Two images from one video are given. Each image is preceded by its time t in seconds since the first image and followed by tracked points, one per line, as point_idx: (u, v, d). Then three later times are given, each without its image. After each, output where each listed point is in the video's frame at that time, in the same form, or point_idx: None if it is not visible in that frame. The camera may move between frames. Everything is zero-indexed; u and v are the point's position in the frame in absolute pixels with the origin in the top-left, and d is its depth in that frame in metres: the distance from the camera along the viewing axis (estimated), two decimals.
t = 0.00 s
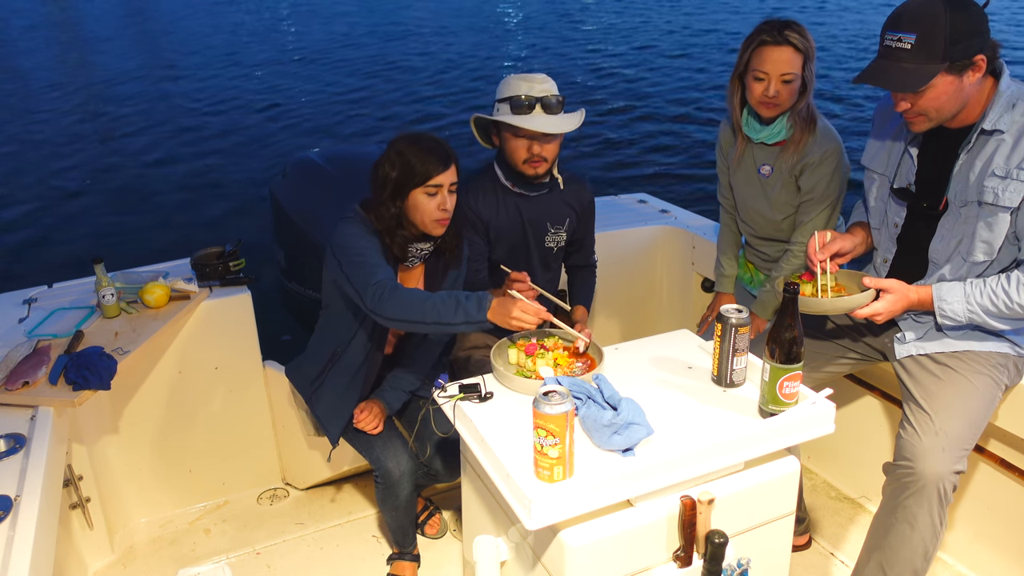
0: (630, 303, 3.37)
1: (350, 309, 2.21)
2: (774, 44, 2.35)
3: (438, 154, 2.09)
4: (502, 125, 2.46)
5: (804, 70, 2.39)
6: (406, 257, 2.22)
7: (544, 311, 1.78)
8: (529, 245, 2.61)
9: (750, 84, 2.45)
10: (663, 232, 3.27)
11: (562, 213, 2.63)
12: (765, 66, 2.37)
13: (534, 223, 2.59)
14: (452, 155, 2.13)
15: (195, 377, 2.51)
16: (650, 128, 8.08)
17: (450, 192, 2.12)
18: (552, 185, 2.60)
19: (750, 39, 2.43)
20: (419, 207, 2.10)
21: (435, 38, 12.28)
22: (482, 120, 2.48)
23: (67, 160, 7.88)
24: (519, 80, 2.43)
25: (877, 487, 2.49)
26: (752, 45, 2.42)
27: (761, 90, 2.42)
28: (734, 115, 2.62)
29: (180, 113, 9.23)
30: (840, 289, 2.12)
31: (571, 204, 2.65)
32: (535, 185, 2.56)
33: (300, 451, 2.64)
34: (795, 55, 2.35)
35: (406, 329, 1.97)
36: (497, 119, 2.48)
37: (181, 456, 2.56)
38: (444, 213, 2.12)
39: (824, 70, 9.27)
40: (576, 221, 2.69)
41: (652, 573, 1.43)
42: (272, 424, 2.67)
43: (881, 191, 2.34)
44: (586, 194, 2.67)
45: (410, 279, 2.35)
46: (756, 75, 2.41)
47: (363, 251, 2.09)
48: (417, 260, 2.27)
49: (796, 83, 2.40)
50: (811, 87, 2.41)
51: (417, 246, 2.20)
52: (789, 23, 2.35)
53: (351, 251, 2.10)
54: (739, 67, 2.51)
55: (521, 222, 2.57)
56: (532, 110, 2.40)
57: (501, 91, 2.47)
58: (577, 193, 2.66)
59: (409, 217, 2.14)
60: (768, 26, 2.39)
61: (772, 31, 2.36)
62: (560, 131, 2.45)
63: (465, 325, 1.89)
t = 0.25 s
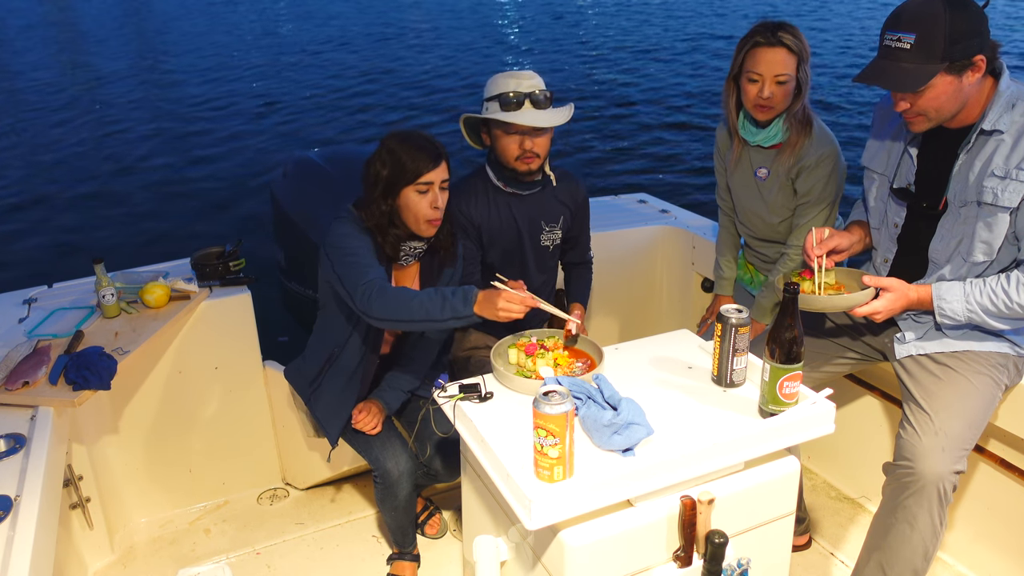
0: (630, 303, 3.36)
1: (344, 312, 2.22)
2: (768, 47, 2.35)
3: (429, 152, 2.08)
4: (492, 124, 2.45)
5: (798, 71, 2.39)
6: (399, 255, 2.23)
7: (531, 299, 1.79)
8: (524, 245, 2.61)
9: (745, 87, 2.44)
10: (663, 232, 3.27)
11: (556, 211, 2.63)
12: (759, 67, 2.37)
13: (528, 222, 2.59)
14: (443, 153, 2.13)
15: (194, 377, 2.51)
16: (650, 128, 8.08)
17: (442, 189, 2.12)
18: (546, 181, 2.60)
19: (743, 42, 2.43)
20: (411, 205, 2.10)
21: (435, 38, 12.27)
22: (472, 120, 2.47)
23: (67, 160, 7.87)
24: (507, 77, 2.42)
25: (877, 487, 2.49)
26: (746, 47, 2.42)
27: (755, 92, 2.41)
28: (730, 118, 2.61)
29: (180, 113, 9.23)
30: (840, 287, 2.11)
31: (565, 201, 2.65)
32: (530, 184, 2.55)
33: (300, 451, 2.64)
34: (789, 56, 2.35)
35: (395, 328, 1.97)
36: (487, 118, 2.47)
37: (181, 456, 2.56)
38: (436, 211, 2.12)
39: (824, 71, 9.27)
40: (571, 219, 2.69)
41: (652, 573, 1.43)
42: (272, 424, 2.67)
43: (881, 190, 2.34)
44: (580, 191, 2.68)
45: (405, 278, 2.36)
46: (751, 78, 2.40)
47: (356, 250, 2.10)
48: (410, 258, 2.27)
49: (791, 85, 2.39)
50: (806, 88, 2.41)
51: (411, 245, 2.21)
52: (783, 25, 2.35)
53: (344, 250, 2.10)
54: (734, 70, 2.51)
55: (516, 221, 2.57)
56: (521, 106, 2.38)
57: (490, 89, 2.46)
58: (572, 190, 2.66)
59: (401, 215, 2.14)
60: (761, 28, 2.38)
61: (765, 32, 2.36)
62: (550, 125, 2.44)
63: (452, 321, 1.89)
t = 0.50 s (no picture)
0: (630, 303, 3.36)
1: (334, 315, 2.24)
2: (765, 48, 2.35)
3: (421, 150, 2.08)
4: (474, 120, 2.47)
5: (796, 71, 2.39)
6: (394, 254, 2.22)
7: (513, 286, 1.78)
8: (519, 245, 2.60)
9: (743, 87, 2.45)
10: (663, 232, 3.27)
11: (550, 209, 2.63)
12: (757, 66, 2.37)
13: (523, 222, 2.59)
14: (436, 150, 2.13)
15: (194, 377, 2.51)
16: (650, 128, 8.08)
17: (435, 188, 2.12)
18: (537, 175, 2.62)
19: (741, 42, 2.43)
20: (404, 203, 2.10)
21: (434, 38, 12.27)
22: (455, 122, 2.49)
23: (67, 159, 7.87)
24: (479, 75, 2.45)
25: (877, 486, 2.49)
26: (743, 47, 2.43)
27: (754, 91, 2.41)
28: (729, 118, 2.62)
29: (179, 113, 9.23)
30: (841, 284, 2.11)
31: (558, 198, 2.65)
32: (522, 178, 2.56)
33: (300, 452, 2.64)
34: (786, 56, 2.35)
35: (380, 328, 1.97)
36: (470, 117, 2.50)
37: (181, 457, 2.56)
38: (429, 209, 2.12)
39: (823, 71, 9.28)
40: (567, 216, 2.69)
41: (652, 573, 1.43)
42: (272, 424, 2.67)
43: (882, 190, 2.35)
44: (573, 187, 2.68)
45: (403, 277, 2.38)
46: (749, 78, 2.41)
47: (346, 251, 2.10)
48: (406, 257, 2.27)
49: (789, 85, 2.39)
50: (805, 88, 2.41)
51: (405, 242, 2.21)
52: (780, 24, 2.35)
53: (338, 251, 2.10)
54: (733, 70, 2.51)
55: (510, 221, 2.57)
56: (497, 97, 2.39)
57: (466, 91, 2.50)
58: (566, 187, 2.67)
59: (395, 213, 2.14)
60: (759, 28, 2.39)
61: (762, 32, 2.36)
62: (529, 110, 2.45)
63: (434, 317, 1.87)
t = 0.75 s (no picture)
0: (630, 303, 3.36)
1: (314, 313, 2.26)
2: (767, 46, 2.36)
3: (413, 150, 2.09)
4: (465, 118, 2.48)
5: (798, 68, 2.39)
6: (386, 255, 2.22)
7: (480, 284, 1.77)
8: (516, 245, 2.60)
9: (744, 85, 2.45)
10: (663, 232, 3.27)
11: (547, 207, 2.62)
12: (760, 65, 2.37)
13: (520, 221, 2.59)
14: (428, 150, 2.13)
15: (195, 377, 2.51)
16: (650, 127, 8.08)
17: (427, 188, 2.13)
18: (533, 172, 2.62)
19: (742, 41, 2.44)
20: (395, 203, 2.11)
21: (434, 38, 12.27)
22: (445, 122, 2.50)
23: (67, 159, 7.88)
24: (467, 74, 2.46)
25: (877, 486, 2.49)
26: (744, 46, 2.43)
27: (758, 90, 2.41)
28: (730, 117, 2.62)
29: (179, 113, 9.23)
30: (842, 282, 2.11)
31: (555, 196, 2.65)
32: (517, 176, 2.55)
33: (301, 452, 2.64)
34: (788, 54, 2.36)
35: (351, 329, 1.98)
36: (460, 115, 2.51)
37: (181, 457, 2.57)
38: (421, 209, 2.12)
39: (823, 71, 9.28)
40: (565, 216, 2.69)
41: (652, 573, 1.43)
42: (272, 424, 2.67)
43: (883, 189, 2.35)
44: (570, 186, 2.68)
45: (398, 276, 2.35)
46: (752, 76, 2.41)
47: (332, 252, 2.10)
48: (400, 257, 2.26)
49: (792, 83, 2.40)
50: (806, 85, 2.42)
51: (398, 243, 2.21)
52: (781, 23, 2.36)
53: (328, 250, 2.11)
54: (734, 69, 2.51)
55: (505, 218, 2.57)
56: (486, 94, 2.40)
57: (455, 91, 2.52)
58: (563, 186, 2.66)
59: (387, 213, 2.15)
60: (759, 26, 2.39)
61: (763, 30, 2.37)
62: (518, 105, 2.46)
63: (403, 317, 1.89)
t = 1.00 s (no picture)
0: (630, 303, 3.36)
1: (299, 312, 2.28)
2: (771, 42, 2.36)
3: (404, 149, 2.08)
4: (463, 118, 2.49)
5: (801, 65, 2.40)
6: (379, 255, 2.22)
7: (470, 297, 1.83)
8: (513, 244, 2.60)
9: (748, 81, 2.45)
10: (663, 232, 3.27)
11: (545, 206, 2.62)
12: (764, 61, 2.37)
13: (517, 221, 2.59)
14: (419, 149, 2.12)
15: (195, 377, 2.52)
16: (650, 127, 8.07)
17: (419, 188, 2.11)
18: (531, 172, 2.62)
19: (745, 38, 2.44)
20: (387, 204, 2.10)
21: (434, 38, 12.26)
22: (442, 120, 2.51)
23: (67, 159, 7.88)
24: (465, 73, 2.46)
25: (877, 486, 2.49)
26: (747, 42, 2.44)
27: (761, 87, 2.40)
28: (732, 115, 2.62)
29: (180, 113, 9.23)
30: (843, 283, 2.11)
31: (553, 195, 2.65)
32: (514, 176, 2.55)
33: (301, 452, 2.64)
34: (792, 51, 2.36)
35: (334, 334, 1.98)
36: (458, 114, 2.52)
37: (181, 457, 2.57)
38: (413, 210, 2.11)
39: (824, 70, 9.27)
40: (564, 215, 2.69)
41: (652, 573, 1.43)
42: (272, 424, 2.67)
43: (883, 188, 2.35)
44: (567, 185, 2.67)
45: (395, 277, 2.34)
46: (755, 73, 2.40)
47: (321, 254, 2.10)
48: (395, 257, 2.25)
49: (795, 80, 2.40)
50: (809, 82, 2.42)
51: (393, 243, 2.20)
52: (784, 19, 2.37)
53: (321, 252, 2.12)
54: (736, 67, 2.51)
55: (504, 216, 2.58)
56: (484, 94, 2.40)
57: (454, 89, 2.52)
58: (559, 186, 2.66)
59: (380, 212, 2.14)
60: (762, 24, 2.40)
61: (767, 27, 2.38)
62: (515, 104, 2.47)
63: (388, 326, 1.91)
